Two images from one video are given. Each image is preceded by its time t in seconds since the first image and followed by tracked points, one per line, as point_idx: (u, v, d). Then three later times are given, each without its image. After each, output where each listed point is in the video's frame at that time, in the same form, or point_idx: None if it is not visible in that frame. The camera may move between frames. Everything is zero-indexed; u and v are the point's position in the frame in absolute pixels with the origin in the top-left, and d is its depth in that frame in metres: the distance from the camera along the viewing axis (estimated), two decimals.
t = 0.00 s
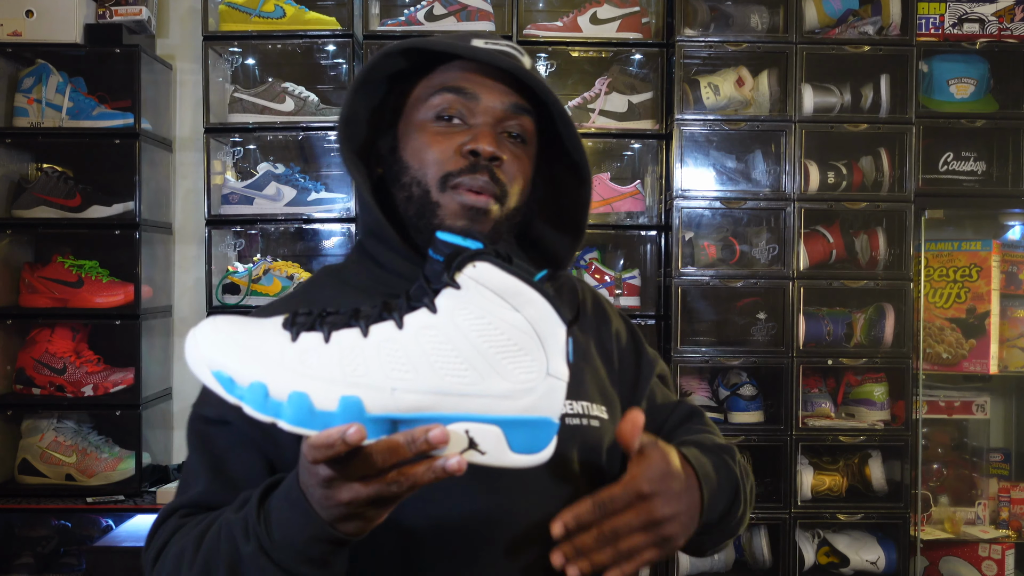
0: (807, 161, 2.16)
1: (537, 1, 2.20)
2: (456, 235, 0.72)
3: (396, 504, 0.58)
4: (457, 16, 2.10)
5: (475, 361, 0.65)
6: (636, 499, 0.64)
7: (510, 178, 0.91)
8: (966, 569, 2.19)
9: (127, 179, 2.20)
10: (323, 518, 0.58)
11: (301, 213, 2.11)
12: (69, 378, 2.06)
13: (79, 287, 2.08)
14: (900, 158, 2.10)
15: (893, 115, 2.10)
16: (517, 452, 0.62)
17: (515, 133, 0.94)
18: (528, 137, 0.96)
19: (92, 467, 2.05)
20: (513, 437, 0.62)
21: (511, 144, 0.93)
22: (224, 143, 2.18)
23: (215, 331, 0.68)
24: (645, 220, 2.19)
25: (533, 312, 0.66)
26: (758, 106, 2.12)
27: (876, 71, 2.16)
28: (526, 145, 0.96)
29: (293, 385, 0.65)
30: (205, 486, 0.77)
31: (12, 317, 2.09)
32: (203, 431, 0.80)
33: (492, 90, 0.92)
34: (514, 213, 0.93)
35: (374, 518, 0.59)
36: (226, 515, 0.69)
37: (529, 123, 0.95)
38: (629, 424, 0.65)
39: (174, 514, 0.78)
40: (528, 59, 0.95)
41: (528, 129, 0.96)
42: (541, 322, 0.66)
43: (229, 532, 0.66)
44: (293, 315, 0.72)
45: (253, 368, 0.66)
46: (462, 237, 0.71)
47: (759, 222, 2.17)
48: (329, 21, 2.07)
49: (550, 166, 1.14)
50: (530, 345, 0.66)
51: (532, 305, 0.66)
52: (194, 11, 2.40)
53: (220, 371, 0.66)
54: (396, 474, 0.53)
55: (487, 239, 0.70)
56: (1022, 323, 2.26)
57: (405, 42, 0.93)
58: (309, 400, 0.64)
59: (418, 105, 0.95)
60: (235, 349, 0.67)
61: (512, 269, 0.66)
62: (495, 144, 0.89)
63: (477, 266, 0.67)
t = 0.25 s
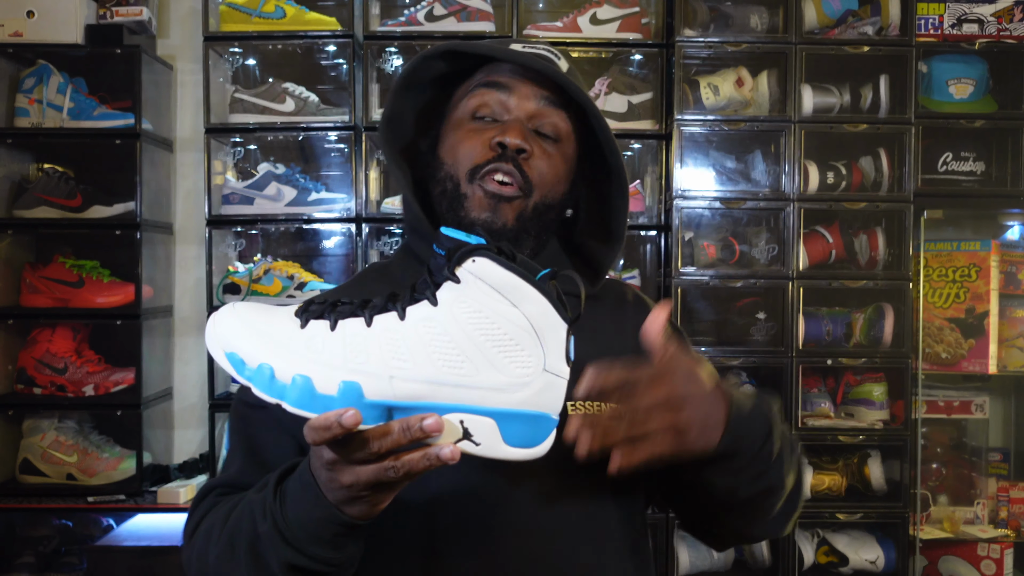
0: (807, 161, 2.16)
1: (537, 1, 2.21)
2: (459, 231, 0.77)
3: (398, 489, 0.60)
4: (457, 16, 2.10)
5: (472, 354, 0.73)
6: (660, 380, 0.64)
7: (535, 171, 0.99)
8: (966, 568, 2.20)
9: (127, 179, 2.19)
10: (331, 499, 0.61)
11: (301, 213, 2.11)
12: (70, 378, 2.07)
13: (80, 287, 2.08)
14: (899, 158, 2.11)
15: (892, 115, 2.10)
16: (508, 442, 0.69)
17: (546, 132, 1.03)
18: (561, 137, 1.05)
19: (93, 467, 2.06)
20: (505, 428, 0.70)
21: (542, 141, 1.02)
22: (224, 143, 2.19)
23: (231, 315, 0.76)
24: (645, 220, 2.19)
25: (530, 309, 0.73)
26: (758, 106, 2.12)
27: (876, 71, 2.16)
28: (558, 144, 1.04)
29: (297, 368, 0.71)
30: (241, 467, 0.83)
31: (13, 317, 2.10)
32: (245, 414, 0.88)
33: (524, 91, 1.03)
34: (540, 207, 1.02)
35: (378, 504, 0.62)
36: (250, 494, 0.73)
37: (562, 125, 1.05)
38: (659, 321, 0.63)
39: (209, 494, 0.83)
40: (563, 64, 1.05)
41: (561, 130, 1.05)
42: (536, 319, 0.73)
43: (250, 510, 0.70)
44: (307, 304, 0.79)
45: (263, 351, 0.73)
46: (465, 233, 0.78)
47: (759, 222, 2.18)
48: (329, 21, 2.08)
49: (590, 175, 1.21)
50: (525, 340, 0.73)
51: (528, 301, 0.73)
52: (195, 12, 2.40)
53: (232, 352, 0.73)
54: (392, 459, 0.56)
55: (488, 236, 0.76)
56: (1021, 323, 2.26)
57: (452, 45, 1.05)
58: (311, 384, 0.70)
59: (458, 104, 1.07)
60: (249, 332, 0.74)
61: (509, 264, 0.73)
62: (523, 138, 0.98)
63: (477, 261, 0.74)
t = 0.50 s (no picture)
0: (807, 161, 2.17)
1: (538, 2, 2.21)
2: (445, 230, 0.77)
3: (397, 482, 0.65)
4: (457, 17, 2.11)
5: (458, 351, 0.74)
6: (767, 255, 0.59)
7: (577, 175, 1.04)
8: (966, 568, 2.20)
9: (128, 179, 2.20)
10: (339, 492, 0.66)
11: (301, 213, 2.12)
12: (70, 378, 2.07)
13: (80, 287, 2.08)
14: (899, 158, 2.11)
15: (892, 115, 2.10)
16: (498, 436, 0.71)
17: (592, 140, 1.07)
18: (605, 147, 1.09)
19: (93, 467, 2.06)
20: (494, 422, 0.71)
21: (587, 148, 1.06)
22: (225, 143, 2.19)
23: (238, 319, 0.81)
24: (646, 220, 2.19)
25: (514, 305, 0.72)
26: (758, 106, 2.13)
27: (875, 71, 2.16)
28: (602, 153, 1.09)
29: (294, 368, 0.76)
30: (274, 458, 0.93)
31: (13, 317, 2.10)
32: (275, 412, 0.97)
33: (575, 98, 1.09)
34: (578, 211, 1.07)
35: (381, 497, 0.67)
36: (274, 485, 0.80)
37: (608, 136, 1.09)
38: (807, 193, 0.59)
39: (247, 485, 0.94)
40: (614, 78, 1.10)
41: (605, 140, 1.09)
42: (521, 316, 0.72)
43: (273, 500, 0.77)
44: (308, 304, 0.83)
45: (262, 352, 0.78)
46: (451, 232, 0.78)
47: (759, 222, 2.18)
48: (330, 21, 2.09)
49: (634, 188, 1.24)
50: (511, 337, 0.73)
51: (512, 298, 0.72)
52: (196, 12, 2.41)
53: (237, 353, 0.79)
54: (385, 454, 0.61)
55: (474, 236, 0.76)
56: (1021, 323, 2.27)
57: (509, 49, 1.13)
58: (307, 383, 0.75)
59: (509, 107, 1.14)
60: (251, 334, 0.79)
61: (491, 264, 0.72)
62: (568, 143, 1.04)
63: (459, 261, 0.74)
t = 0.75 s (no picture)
0: (807, 161, 2.16)
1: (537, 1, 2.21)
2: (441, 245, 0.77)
3: (405, 485, 0.65)
4: (457, 17, 2.11)
5: (455, 361, 0.73)
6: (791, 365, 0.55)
7: (628, 193, 1.05)
8: (966, 568, 2.20)
9: (127, 179, 2.19)
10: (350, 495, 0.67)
11: (301, 213, 2.11)
12: (70, 378, 2.07)
13: (80, 287, 2.08)
14: (899, 158, 2.11)
15: (892, 115, 2.10)
16: (496, 445, 0.70)
17: (636, 155, 1.08)
18: (648, 161, 1.10)
19: (93, 467, 2.06)
20: (491, 431, 0.70)
21: (633, 164, 1.07)
22: (224, 143, 2.18)
23: (252, 329, 0.84)
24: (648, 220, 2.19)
25: (508, 316, 0.71)
26: (758, 106, 2.12)
27: (875, 71, 2.16)
28: (644, 166, 1.10)
29: (300, 377, 0.78)
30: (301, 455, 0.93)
31: (13, 317, 2.10)
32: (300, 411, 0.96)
33: (620, 113, 1.07)
34: (627, 225, 1.08)
35: (390, 500, 0.67)
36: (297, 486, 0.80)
37: (650, 150, 1.10)
38: (828, 285, 0.53)
39: (278, 481, 0.93)
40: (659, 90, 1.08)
41: (649, 154, 1.10)
42: (516, 327, 0.71)
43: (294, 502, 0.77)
44: (318, 315, 0.84)
45: (272, 361, 0.80)
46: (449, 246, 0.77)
47: (759, 222, 2.18)
48: (329, 21, 2.09)
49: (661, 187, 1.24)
50: (508, 348, 0.71)
51: (507, 309, 0.71)
52: (195, 12, 2.41)
53: (250, 362, 0.81)
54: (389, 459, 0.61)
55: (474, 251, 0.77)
56: (1021, 323, 2.27)
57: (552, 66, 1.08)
58: (313, 391, 0.76)
59: (549, 122, 1.11)
60: (263, 344, 0.81)
61: (485, 276, 0.72)
62: (620, 162, 1.03)
63: (455, 274, 0.74)
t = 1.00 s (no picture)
0: (807, 161, 2.16)
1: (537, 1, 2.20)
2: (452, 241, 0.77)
3: (415, 476, 0.65)
4: (457, 17, 2.11)
5: (462, 355, 0.73)
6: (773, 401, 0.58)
7: (616, 185, 1.03)
8: (966, 568, 2.20)
9: (127, 179, 2.19)
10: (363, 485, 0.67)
11: (301, 213, 2.11)
12: (70, 378, 2.07)
13: (80, 287, 2.08)
14: (899, 158, 2.11)
15: (892, 115, 2.10)
16: (501, 439, 0.70)
17: (631, 149, 1.06)
18: (648, 155, 1.08)
19: (93, 467, 2.06)
20: (497, 425, 0.70)
21: (626, 157, 1.06)
22: (224, 143, 2.18)
23: (272, 319, 0.86)
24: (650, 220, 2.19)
25: (515, 312, 0.70)
26: (758, 106, 2.12)
27: (875, 71, 2.16)
28: (643, 161, 1.08)
29: (314, 366, 0.79)
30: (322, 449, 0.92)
31: (13, 317, 2.10)
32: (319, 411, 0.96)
33: (615, 107, 1.07)
34: (621, 220, 1.06)
35: (402, 490, 0.67)
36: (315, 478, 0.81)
37: (651, 144, 1.08)
38: (808, 321, 0.56)
39: (297, 475, 0.93)
40: (655, 82, 1.06)
41: (648, 149, 1.08)
42: (523, 322, 0.70)
43: (312, 493, 0.78)
44: (336, 307, 0.86)
45: (288, 350, 0.82)
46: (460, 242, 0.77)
47: (759, 222, 2.17)
48: (329, 21, 2.09)
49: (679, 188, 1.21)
50: (514, 343, 0.71)
51: (514, 304, 0.70)
52: (195, 12, 2.41)
53: (267, 351, 0.84)
54: (397, 451, 0.61)
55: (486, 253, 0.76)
56: (1021, 323, 2.27)
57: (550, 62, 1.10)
58: (325, 381, 0.78)
59: (549, 118, 1.13)
60: (281, 334, 0.83)
61: (493, 271, 0.71)
62: (608, 153, 1.02)
63: (463, 269, 0.73)
